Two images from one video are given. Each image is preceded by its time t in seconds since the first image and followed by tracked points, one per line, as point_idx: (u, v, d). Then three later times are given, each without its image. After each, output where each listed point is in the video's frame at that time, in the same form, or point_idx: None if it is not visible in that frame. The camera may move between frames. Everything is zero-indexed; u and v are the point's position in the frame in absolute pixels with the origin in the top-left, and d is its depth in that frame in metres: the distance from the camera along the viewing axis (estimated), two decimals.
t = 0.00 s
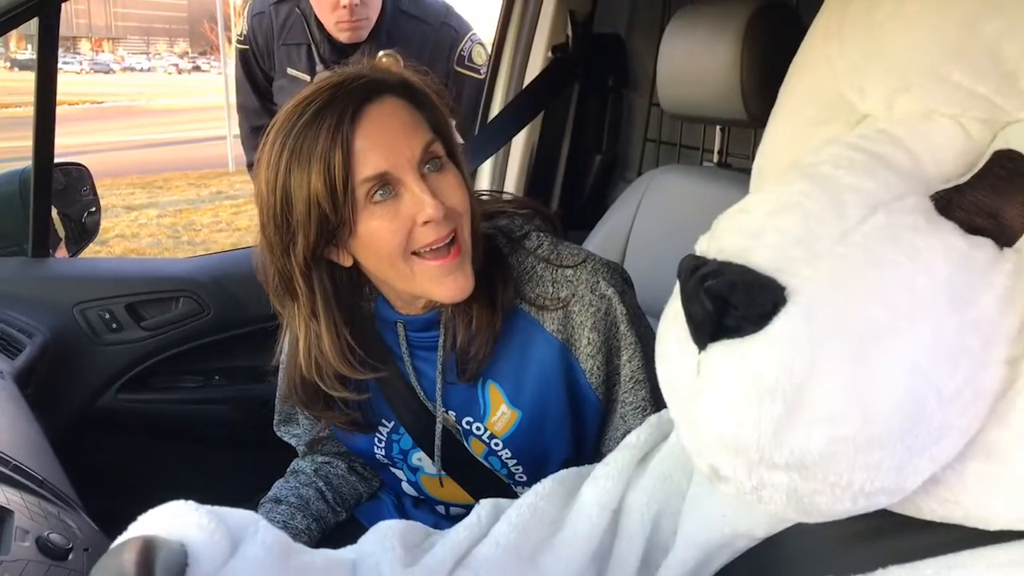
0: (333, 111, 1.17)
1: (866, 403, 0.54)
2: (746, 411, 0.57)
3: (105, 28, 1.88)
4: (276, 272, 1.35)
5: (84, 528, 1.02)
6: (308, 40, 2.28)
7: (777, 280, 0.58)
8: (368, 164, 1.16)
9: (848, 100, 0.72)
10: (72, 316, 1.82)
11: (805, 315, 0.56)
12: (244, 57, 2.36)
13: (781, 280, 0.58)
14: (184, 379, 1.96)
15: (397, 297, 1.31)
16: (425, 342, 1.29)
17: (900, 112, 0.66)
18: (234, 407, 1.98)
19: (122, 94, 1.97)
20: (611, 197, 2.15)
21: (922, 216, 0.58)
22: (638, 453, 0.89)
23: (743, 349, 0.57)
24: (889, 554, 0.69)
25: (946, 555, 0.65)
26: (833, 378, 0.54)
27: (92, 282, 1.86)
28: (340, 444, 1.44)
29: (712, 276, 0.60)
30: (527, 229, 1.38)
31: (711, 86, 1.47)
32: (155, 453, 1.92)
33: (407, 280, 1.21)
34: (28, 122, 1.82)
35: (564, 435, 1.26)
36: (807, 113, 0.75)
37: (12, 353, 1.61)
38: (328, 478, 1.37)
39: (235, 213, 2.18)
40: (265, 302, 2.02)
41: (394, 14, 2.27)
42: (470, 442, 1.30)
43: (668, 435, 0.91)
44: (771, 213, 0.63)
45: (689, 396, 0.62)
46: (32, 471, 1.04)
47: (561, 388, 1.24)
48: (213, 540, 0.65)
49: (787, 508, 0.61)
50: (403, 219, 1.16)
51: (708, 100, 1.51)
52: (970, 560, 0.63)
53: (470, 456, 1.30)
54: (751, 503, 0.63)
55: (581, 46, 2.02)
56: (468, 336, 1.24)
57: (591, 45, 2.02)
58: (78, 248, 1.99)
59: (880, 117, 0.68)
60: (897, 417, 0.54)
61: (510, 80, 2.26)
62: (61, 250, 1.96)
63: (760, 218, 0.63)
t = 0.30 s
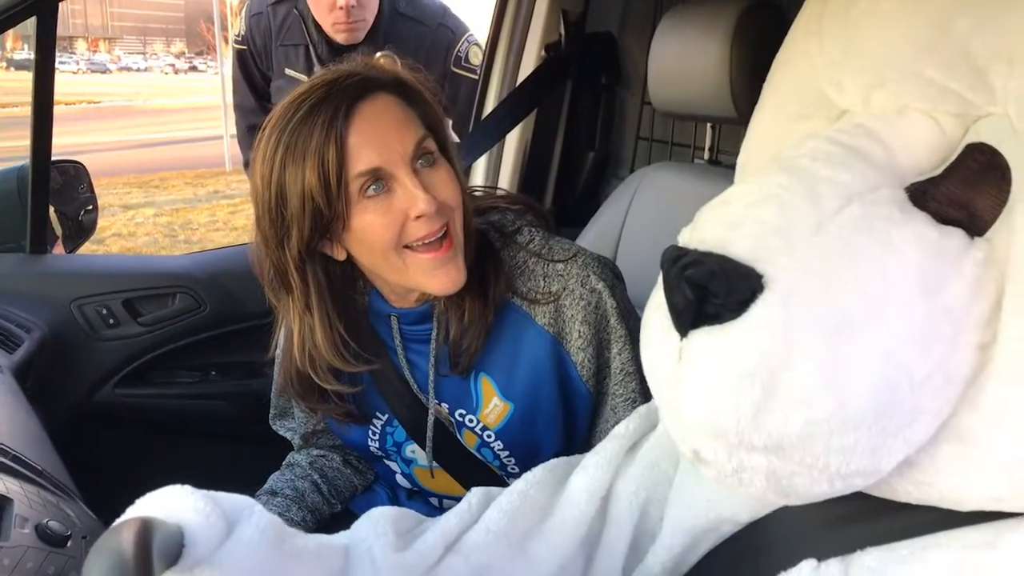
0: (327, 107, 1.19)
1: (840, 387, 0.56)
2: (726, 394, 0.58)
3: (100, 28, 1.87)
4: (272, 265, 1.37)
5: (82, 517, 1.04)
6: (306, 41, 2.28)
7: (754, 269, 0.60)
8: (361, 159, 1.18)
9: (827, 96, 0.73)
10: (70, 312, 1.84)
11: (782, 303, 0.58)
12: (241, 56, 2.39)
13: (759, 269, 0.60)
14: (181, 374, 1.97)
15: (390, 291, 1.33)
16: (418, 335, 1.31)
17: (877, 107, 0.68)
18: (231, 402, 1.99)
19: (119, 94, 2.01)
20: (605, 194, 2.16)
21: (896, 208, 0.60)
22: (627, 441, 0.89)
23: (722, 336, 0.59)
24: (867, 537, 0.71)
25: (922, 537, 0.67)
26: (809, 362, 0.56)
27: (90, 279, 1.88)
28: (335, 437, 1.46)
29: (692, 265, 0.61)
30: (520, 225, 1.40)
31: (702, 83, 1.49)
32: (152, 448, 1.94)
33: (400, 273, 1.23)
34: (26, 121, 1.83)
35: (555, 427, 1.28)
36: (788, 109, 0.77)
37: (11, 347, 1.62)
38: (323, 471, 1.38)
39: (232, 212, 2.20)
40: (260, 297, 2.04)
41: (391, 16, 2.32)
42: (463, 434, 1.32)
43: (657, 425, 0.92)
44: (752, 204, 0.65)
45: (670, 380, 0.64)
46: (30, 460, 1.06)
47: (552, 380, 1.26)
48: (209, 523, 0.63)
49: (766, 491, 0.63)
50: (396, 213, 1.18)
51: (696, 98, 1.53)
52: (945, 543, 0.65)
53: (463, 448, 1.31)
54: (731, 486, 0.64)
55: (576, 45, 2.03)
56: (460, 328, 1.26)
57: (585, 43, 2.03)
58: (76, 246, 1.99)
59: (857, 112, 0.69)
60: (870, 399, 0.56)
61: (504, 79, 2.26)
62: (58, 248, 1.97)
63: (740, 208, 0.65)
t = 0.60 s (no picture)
0: (318, 100, 1.20)
1: (812, 370, 0.57)
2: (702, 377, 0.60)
3: (97, 28, 1.89)
4: (264, 257, 1.38)
5: (76, 507, 1.06)
6: (299, 40, 2.30)
7: (730, 258, 0.61)
8: (352, 152, 1.19)
9: (805, 90, 0.75)
10: (66, 307, 1.86)
11: (756, 289, 0.59)
12: (237, 56, 2.40)
13: (734, 257, 0.61)
14: (176, 370, 1.99)
15: (382, 283, 1.35)
16: (410, 327, 1.33)
17: (852, 100, 0.70)
18: (226, 398, 2.00)
19: (116, 93, 2.10)
20: (597, 191, 2.18)
21: (870, 198, 0.61)
22: (612, 429, 0.91)
23: (698, 322, 0.60)
24: (845, 521, 0.72)
25: (897, 520, 0.68)
26: (783, 347, 0.58)
27: (86, 274, 1.89)
28: (328, 431, 1.47)
29: (669, 253, 0.63)
30: (510, 219, 1.42)
31: (693, 81, 1.50)
32: (147, 443, 1.95)
33: (390, 265, 1.25)
34: (22, 121, 1.82)
35: (546, 418, 1.29)
36: (769, 103, 0.78)
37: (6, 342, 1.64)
38: (316, 464, 1.38)
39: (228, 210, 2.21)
40: (254, 293, 2.05)
41: (385, 17, 2.39)
42: (454, 425, 1.33)
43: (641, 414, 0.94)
44: (729, 194, 0.66)
45: (649, 365, 0.66)
46: (25, 451, 1.08)
47: (542, 372, 1.27)
48: (199, 506, 0.64)
49: (745, 473, 0.64)
50: (385, 206, 1.20)
51: (683, 95, 1.55)
52: (919, 525, 0.67)
53: (454, 439, 1.32)
54: (708, 468, 0.66)
55: (568, 43, 2.05)
56: (451, 320, 1.28)
57: (577, 42, 2.05)
58: (72, 244, 1.98)
59: (834, 105, 0.71)
60: (843, 382, 0.58)
61: (497, 76, 2.24)
62: (55, 245, 1.97)
63: (717, 198, 0.66)
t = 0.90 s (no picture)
0: (306, 104, 1.22)
1: (785, 367, 0.59)
2: (680, 373, 0.62)
3: (94, 28, 1.91)
4: (256, 258, 1.40)
5: (73, 503, 1.08)
6: (296, 43, 2.32)
7: (708, 257, 0.63)
8: (339, 154, 1.21)
9: (785, 94, 0.76)
10: (63, 307, 1.87)
11: (731, 288, 0.61)
12: (232, 58, 2.42)
13: (711, 258, 0.63)
14: (173, 369, 2.01)
15: (373, 284, 1.36)
16: (402, 327, 1.35)
17: (829, 104, 0.71)
18: (221, 397, 2.02)
19: (114, 94, 2.05)
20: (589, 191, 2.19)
21: (844, 199, 0.63)
22: (599, 427, 0.92)
23: (677, 320, 0.62)
24: (825, 516, 0.74)
25: (871, 514, 0.70)
26: (756, 344, 0.60)
27: (83, 274, 1.91)
28: (322, 430, 1.49)
29: (649, 253, 0.65)
30: (501, 221, 1.43)
31: (684, 82, 1.52)
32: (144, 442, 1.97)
33: (378, 265, 1.26)
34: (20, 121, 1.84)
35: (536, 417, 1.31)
36: (749, 107, 0.80)
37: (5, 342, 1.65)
38: (310, 463, 1.39)
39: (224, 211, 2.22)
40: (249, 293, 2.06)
41: (380, 17, 2.35)
42: (446, 424, 1.35)
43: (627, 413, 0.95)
44: (708, 196, 0.68)
45: (630, 361, 0.68)
46: (23, 448, 1.10)
47: (531, 371, 1.29)
48: (194, 501, 0.66)
49: (722, 467, 0.66)
50: (372, 208, 1.21)
51: (674, 97, 1.57)
52: (893, 519, 0.68)
53: (445, 437, 1.34)
54: (687, 463, 0.68)
55: (560, 45, 2.07)
56: (441, 320, 1.29)
57: (570, 43, 2.07)
58: (69, 244, 1.99)
59: (811, 109, 0.73)
60: (814, 378, 0.60)
61: (491, 78, 2.28)
62: (52, 244, 1.99)
63: (696, 200, 0.68)
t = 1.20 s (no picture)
0: (298, 109, 1.24)
1: (758, 366, 0.61)
2: (658, 372, 0.64)
3: (93, 29, 1.92)
4: (248, 259, 1.42)
5: (68, 502, 1.09)
6: (292, 47, 2.33)
7: (686, 257, 0.64)
8: (330, 158, 1.22)
9: (765, 100, 0.78)
10: (59, 308, 1.89)
11: (708, 287, 0.62)
12: (228, 61, 2.45)
13: (688, 261, 0.64)
14: (169, 370, 2.02)
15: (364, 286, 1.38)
16: (394, 328, 1.36)
17: (807, 110, 0.73)
18: (216, 397, 2.03)
19: (113, 94, 2.08)
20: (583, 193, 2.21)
21: (818, 202, 0.65)
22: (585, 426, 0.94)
23: (656, 318, 0.64)
24: (802, 513, 0.76)
25: (847, 510, 0.72)
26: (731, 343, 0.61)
27: (79, 275, 1.92)
28: (315, 430, 1.50)
29: (629, 254, 0.67)
30: (491, 224, 1.45)
31: (673, 86, 1.54)
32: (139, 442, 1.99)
33: (369, 267, 1.28)
34: (16, 122, 1.86)
35: (526, 418, 1.33)
36: (731, 111, 0.81)
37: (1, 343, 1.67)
38: (303, 463, 1.40)
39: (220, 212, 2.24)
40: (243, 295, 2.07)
41: (375, 21, 2.39)
42: (437, 424, 1.37)
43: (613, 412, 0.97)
44: (686, 200, 0.69)
45: (611, 360, 0.69)
46: (18, 448, 1.11)
47: (521, 372, 1.31)
48: (184, 499, 0.67)
49: (701, 463, 0.68)
50: (363, 211, 1.23)
51: (665, 100, 1.59)
52: (868, 515, 0.70)
53: (436, 437, 1.36)
54: (666, 459, 0.70)
55: (552, 49, 2.09)
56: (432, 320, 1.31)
57: (561, 46, 2.09)
58: (66, 246, 2.01)
59: (790, 115, 0.74)
60: (787, 377, 0.61)
61: (484, 84, 2.29)
62: (48, 247, 1.99)
63: (676, 203, 0.70)
